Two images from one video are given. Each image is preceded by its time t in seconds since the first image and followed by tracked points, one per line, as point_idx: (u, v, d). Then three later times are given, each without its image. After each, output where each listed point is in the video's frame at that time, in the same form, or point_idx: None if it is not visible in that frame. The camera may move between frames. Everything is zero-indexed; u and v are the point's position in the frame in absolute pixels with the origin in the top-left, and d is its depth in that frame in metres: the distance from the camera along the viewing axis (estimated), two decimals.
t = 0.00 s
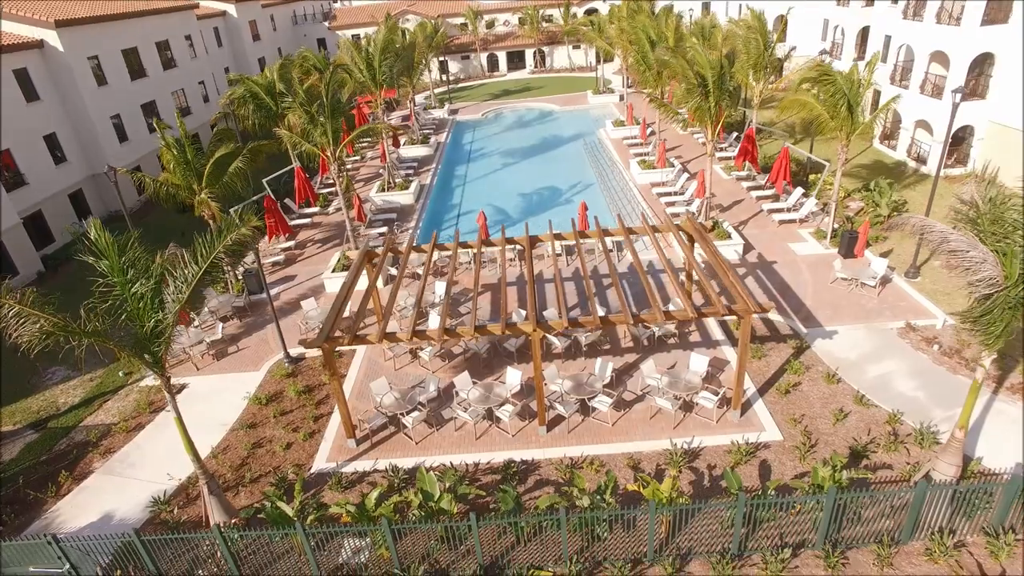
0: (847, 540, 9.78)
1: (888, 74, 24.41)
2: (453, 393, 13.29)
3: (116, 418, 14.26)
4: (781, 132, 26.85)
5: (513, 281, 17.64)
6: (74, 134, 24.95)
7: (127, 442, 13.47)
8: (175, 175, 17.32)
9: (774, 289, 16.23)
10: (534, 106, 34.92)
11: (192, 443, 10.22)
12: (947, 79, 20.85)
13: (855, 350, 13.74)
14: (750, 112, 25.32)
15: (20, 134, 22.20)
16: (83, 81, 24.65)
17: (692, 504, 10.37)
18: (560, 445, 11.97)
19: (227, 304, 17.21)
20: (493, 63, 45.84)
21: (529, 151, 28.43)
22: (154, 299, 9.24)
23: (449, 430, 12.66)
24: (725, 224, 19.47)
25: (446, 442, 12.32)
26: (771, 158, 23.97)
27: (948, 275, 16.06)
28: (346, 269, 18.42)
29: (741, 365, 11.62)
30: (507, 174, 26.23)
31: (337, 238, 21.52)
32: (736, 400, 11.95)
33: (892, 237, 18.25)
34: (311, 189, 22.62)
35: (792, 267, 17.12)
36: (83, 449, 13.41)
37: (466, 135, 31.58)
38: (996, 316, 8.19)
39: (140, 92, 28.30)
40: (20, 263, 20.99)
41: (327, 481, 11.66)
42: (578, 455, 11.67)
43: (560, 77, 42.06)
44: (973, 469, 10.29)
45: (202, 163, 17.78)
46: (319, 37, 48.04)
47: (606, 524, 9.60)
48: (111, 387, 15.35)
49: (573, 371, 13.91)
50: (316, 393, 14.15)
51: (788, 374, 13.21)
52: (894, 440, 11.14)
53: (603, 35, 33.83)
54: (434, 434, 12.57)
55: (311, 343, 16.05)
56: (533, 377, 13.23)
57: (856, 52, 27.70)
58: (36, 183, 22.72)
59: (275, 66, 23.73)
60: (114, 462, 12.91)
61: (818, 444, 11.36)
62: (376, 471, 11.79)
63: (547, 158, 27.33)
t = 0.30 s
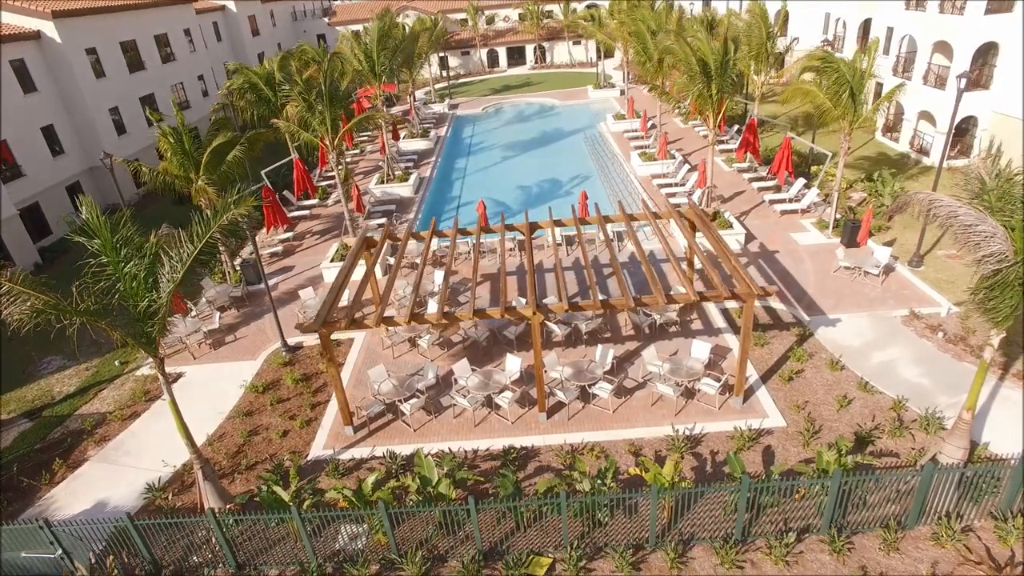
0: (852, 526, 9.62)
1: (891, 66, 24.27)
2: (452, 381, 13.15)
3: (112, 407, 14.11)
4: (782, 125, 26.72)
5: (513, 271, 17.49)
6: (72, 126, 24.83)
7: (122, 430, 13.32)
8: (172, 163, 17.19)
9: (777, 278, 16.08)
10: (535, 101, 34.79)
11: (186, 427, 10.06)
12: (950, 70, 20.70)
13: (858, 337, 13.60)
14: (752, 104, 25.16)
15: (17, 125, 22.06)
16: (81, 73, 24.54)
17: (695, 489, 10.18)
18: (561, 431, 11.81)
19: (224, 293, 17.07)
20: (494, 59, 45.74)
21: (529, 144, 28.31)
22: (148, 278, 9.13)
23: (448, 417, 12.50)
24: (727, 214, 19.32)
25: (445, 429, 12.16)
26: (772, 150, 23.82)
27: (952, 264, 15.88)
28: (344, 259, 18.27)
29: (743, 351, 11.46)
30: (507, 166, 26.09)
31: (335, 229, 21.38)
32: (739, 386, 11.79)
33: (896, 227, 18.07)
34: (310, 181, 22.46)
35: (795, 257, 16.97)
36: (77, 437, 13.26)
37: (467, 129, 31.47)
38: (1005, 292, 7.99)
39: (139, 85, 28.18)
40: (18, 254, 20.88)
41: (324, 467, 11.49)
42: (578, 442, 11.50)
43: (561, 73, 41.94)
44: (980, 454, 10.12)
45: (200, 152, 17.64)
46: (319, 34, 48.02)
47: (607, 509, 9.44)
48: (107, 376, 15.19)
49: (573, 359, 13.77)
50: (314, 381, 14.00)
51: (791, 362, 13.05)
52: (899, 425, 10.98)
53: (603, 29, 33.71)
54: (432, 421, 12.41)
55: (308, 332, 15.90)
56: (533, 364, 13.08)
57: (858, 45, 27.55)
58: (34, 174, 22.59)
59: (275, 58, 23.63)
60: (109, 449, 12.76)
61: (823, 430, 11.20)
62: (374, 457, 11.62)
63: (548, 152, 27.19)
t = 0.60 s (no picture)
0: (856, 512, 9.46)
1: (892, 58, 24.15)
2: (450, 370, 13.01)
3: (107, 397, 13.96)
4: (783, 118, 26.59)
5: (512, 262, 17.35)
6: (69, 119, 24.69)
7: (116, 420, 13.16)
8: (169, 153, 17.07)
9: (778, 268, 15.93)
10: (535, 96, 34.66)
11: (179, 413, 9.87)
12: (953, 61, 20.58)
13: (861, 326, 13.46)
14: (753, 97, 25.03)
15: (14, 118, 21.94)
16: (78, 66, 24.41)
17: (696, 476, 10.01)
18: (560, 419, 11.65)
19: (221, 284, 16.93)
20: (494, 55, 45.63)
21: (529, 139, 28.16)
22: (141, 260, 8.98)
23: (446, 406, 12.35)
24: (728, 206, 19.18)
25: (443, 417, 12.02)
26: (774, 143, 23.68)
27: (955, 254, 15.72)
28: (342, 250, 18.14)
29: (745, 339, 11.29)
30: (507, 160, 25.95)
31: (333, 222, 21.25)
32: (740, 374, 11.63)
33: (898, 218, 17.92)
34: (308, 174, 22.32)
35: (797, 247, 16.83)
36: (71, 427, 13.11)
37: (466, 124, 31.33)
38: (1009, 272, 7.88)
39: (137, 79, 28.06)
40: (14, 247, 20.74)
41: (320, 456, 11.35)
42: (577, 430, 11.35)
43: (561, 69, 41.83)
44: (986, 441, 9.95)
45: (197, 142, 17.51)
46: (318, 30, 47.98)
47: (607, 495, 9.27)
48: (102, 367, 15.05)
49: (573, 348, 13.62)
50: (311, 370, 13.86)
51: (793, 350, 12.90)
52: (903, 413, 10.82)
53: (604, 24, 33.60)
54: (430, 410, 12.25)
55: (305, 323, 15.76)
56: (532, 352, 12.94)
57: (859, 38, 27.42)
58: (30, 167, 22.45)
59: (273, 51, 23.51)
60: (103, 439, 12.60)
61: (826, 418, 11.05)
62: (370, 446, 11.47)
63: (548, 146, 27.04)
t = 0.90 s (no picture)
0: (860, 499, 9.31)
1: (894, 51, 24.04)
2: (448, 359, 12.86)
3: (101, 386, 13.83)
4: (784, 111, 26.47)
5: (511, 252, 17.22)
6: (66, 112, 24.57)
7: (111, 409, 13.01)
8: (165, 143, 16.95)
9: (779, 258, 15.79)
10: (535, 92, 34.54)
11: (172, 399, 9.71)
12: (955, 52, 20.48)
13: (863, 315, 13.31)
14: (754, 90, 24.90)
15: (10, 109, 21.82)
16: (75, 58, 24.30)
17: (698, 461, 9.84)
18: (559, 407, 11.50)
19: (217, 275, 16.80)
20: (493, 52, 45.54)
21: (529, 133, 28.03)
22: (132, 241, 8.84)
23: (443, 394, 12.19)
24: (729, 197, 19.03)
25: (440, 405, 11.87)
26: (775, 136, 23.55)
27: (958, 244, 15.57)
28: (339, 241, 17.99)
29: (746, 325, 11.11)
30: (506, 154, 25.82)
31: (332, 214, 21.11)
32: (742, 362, 11.48)
33: (901, 209, 17.78)
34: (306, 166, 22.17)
35: (798, 238, 16.68)
36: (65, 416, 12.97)
37: (466, 119, 31.21)
38: (1013, 250, 7.79)
39: (135, 73, 27.95)
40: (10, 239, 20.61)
41: (315, 444, 11.20)
42: (577, 417, 11.19)
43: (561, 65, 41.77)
44: (991, 427, 9.80)
45: (194, 132, 17.39)
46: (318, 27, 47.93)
47: (607, 481, 9.12)
48: (97, 357, 14.91)
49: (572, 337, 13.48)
50: (307, 360, 13.71)
51: (794, 339, 12.75)
52: (907, 400, 10.67)
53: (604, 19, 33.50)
54: (427, 398, 12.11)
55: (302, 313, 15.63)
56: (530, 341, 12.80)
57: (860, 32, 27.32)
58: (27, 159, 22.33)
59: (271, 43, 23.42)
60: (97, 428, 12.45)
61: (828, 405, 10.90)
62: (366, 434, 11.31)
63: (547, 139, 26.89)
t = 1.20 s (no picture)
0: (862, 482, 9.19)
1: (895, 42, 23.95)
2: (446, 345, 12.75)
3: (96, 374, 13.72)
4: (784, 104, 26.37)
5: (509, 242, 17.12)
6: (63, 104, 24.47)
7: (106, 396, 12.90)
8: (162, 132, 16.83)
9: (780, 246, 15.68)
10: (534, 86, 34.45)
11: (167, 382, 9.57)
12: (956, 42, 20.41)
13: (865, 302, 13.20)
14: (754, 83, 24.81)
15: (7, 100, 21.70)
16: (72, 50, 24.19)
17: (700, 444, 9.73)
18: (558, 392, 11.39)
19: (214, 264, 16.69)
20: (493, 48, 45.43)
21: (528, 126, 27.94)
22: (124, 219, 8.76)
23: (441, 380, 12.09)
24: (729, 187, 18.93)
25: (438, 391, 11.76)
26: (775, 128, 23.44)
27: (960, 232, 15.47)
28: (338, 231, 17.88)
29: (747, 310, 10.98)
30: (506, 147, 25.72)
31: (330, 205, 21.01)
32: (743, 347, 11.36)
33: (902, 199, 17.68)
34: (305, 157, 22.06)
35: (799, 227, 16.58)
36: (60, 403, 12.86)
37: (465, 113, 31.10)
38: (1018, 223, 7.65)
39: (132, 66, 27.84)
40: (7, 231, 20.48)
41: (312, 429, 11.08)
42: (576, 402, 11.08)
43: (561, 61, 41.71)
44: (995, 410, 9.69)
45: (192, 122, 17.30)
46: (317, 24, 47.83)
47: (606, 463, 9.00)
48: (93, 346, 14.79)
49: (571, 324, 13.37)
50: (304, 347, 13.61)
51: (796, 325, 12.64)
52: (909, 384, 10.56)
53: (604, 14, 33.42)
54: (425, 384, 12.00)
55: (299, 302, 15.52)
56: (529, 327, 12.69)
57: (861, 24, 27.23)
58: (24, 151, 22.21)
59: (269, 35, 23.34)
60: (92, 415, 12.34)
61: (830, 390, 10.79)
62: (363, 420, 11.20)
63: (547, 133, 26.80)
